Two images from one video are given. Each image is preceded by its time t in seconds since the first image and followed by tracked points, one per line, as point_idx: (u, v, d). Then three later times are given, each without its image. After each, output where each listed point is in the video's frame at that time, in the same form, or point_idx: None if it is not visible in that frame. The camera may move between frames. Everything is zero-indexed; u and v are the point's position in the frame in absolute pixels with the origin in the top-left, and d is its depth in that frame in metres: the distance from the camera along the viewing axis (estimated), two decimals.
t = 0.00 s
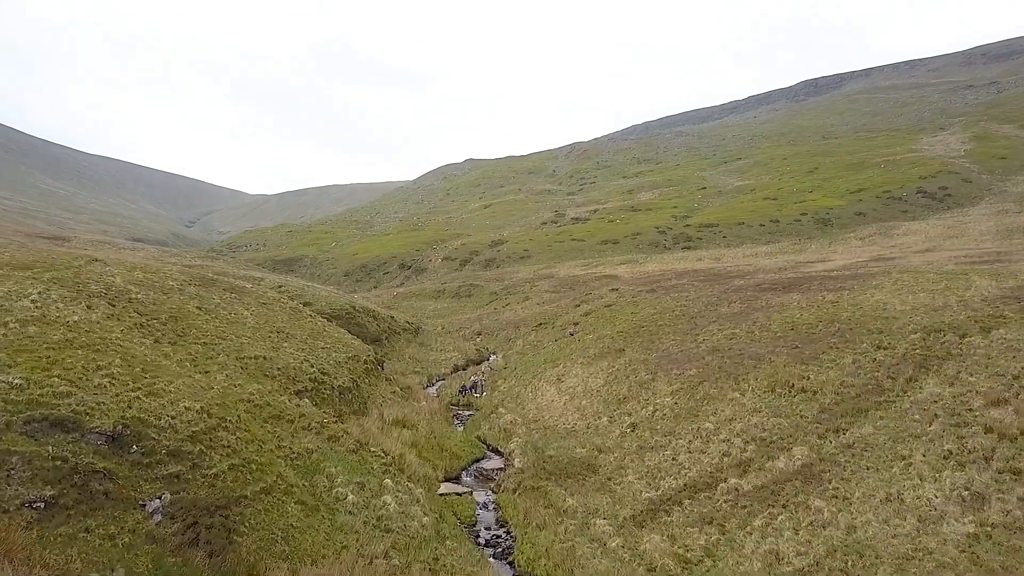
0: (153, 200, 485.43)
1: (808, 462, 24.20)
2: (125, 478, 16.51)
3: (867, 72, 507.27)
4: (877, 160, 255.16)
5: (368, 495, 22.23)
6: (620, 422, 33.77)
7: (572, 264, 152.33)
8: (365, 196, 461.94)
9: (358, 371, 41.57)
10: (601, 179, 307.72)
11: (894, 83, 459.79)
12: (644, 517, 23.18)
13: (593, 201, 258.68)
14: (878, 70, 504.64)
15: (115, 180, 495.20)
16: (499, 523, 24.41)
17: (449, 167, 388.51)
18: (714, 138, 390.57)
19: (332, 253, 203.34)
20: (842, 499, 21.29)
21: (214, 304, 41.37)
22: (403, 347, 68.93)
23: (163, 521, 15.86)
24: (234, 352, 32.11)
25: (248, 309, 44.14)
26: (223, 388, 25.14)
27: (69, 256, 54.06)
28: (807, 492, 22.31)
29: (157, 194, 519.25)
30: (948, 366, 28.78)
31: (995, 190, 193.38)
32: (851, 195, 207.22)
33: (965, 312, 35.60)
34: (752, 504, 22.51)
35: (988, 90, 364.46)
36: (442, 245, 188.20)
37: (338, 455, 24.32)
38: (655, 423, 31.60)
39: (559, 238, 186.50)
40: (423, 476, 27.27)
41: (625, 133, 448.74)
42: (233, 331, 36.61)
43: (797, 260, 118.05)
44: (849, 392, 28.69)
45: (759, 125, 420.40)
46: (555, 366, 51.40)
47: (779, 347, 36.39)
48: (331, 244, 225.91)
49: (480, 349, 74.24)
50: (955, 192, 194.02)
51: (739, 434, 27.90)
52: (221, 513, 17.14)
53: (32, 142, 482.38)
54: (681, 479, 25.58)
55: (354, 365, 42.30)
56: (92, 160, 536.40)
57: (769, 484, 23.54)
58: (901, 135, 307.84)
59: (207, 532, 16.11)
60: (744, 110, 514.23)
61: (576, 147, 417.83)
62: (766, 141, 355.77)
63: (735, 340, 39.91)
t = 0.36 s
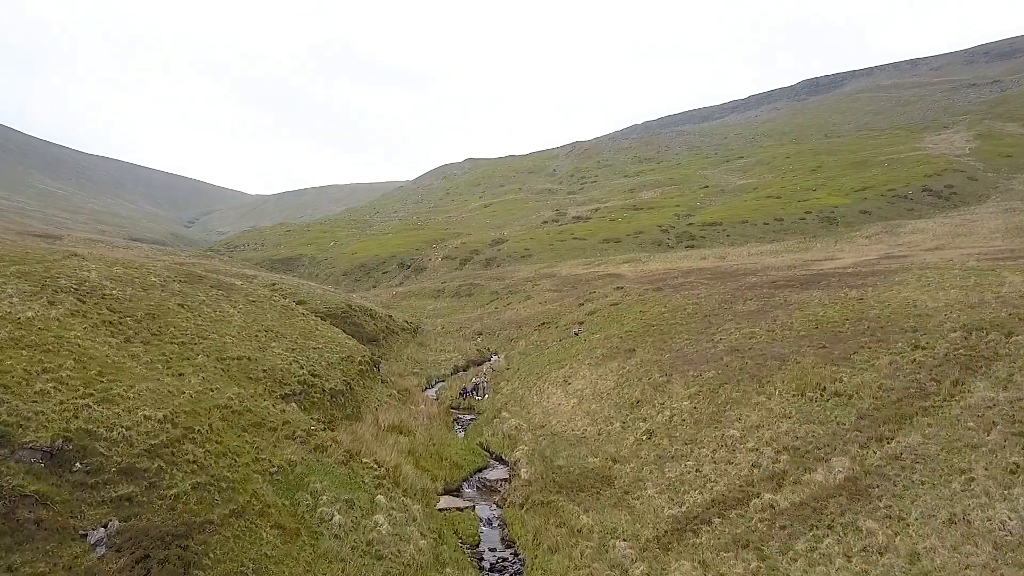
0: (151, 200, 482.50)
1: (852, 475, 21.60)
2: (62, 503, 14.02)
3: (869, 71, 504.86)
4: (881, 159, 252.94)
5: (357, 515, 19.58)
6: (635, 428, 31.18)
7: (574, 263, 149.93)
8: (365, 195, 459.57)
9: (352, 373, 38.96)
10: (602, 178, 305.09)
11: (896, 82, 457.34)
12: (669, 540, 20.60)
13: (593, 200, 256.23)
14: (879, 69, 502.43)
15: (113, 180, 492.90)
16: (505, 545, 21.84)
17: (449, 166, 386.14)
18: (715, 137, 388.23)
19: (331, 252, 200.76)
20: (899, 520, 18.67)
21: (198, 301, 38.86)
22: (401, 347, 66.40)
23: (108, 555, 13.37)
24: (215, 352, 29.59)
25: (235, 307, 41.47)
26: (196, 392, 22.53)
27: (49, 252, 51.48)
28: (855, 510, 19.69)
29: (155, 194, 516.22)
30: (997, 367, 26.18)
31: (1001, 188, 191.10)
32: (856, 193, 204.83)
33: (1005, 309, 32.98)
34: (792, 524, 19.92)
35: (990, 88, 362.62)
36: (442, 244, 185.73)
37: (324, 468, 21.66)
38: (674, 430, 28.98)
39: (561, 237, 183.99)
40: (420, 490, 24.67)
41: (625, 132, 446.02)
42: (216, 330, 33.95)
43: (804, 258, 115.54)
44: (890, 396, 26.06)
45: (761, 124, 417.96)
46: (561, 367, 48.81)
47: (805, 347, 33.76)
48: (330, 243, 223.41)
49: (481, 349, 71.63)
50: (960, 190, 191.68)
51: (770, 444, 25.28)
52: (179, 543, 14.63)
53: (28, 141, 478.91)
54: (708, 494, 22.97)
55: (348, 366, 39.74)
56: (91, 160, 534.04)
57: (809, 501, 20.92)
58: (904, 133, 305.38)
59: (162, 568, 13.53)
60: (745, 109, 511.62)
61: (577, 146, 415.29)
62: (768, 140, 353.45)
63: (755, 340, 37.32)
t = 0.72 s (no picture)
0: (149, 199, 479.63)
1: (906, 492, 19.05)
2: None
3: (870, 70, 502.38)
4: (885, 157, 250.20)
5: (341, 542, 17.06)
6: (651, 436, 28.62)
7: (576, 262, 147.40)
8: (364, 195, 456.93)
9: (346, 375, 36.43)
10: (603, 177, 302.47)
11: (898, 81, 454.70)
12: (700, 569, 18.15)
13: (595, 199, 253.75)
14: (880, 68, 499.94)
15: (112, 180, 490.57)
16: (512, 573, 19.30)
17: (449, 166, 383.53)
18: (717, 136, 385.75)
19: (329, 252, 198.14)
20: (969, 548, 16.11)
21: (180, 297, 36.42)
22: (398, 348, 63.74)
23: None
24: (192, 353, 27.22)
25: (221, 304, 38.99)
26: (161, 397, 20.19)
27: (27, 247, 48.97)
28: (916, 535, 17.12)
29: (154, 194, 513.38)
30: None
31: (1009, 186, 188.33)
32: (861, 192, 202.21)
33: None
34: (840, 551, 17.41)
35: (994, 87, 360.03)
36: (442, 243, 183.04)
37: (306, 484, 19.18)
38: (697, 439, 26.43)
39: (562, 236, 181.45)
40: (418, 506, 22.17)
41: (626, 131, 443.31)
42: (196, 328, 31.51)
43: (812, 257, 112.96)
44: (939, 402, 23.47)
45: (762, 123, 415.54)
46: (568, 368, 46.14)
47: (835, 347, 31.17)
48: (329, 242, 220.75)
49: (482, 350, 69.02)
50: (968, 188, 188.90)
51: (807, 455, 22.72)
52: None
53: (26, 141, 475.83)
54: (739, 512, 20.48)
55: (342, 367, 37.20)
56: (90, 160, 531.88)
57: (860, 522, 18.34)
58: (907, 132, 302.75)
59: None
60: (746, 109, 509.05)
61: (578, 145, 412.70)
62: (770, 138, 350.81)
63: (778, 340, 34.74)
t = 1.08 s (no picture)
0: (148, 199, 477.20)
1: (978, 516, 16.45)
2: None
3: (871, 70, 500.24)
4: (889, 156, 247.70)
5: None
6: (673, 447, 26.05)
7: (578, 261, 144.86)
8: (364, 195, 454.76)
9: (339, 378, 33.91)
10: (604, 176, 300.11)
11: (899, 80, 452.55)
12: None
13: (596, 198, 251.51)
14: (881, 68, 498.03)
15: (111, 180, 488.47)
16: None
17: (449, 165, 381.34)
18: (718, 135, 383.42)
19: (327, 251, 195.76)
20: None
21: (159, 294, 33.82)
22: (396, 348, 61.21)
23: None
24: (165, 354, 24.65)
25: (205, 301, 36.42)
26: (117, 407, 17.66)
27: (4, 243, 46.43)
28: (998, 569, 14.53)
29: (153, 193, 511.02)
30: None
31: (1016, 185, 185.89)
32: (865, 190, 199.78)
33: None
34: None
35: (997, 86, 357.84)
36: (441, 242, 180.57)
37: (283, 508, 16.63)
38: (724, 450, 23.90)
39: (563, 235, 178.90)
40: (414, 528, 19.60)
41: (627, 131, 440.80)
42: (172, 326, 28.91)
43: (820, 255, 110.55)
44: (999, 409, 20.86)
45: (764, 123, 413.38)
46: (574, 370, 43.51)
47: (869, 349, 28.57)
48: (327, 242, 218.15)
49: (483, 351, 66.52)
50: (974, 187, 186.44)
51: (853, 470, 20.16)
52: None
53: (24, 141, 473.65)
54: (781, 537, 17.91)
55: (335, 370, 34.66)
56: (89, 160, 530.11)
57: (926, 552, 15.74)
58: (911, 130, 300.51)
59: None
60: (747, 108, 506.82)
61: (578, 145, 410.35)
62: (772, 137, 348.55)
63: (804, 340, 32.20)
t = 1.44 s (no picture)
0: (147, 199, 474.54)
1: None
2: None
3: (873, 69, 497.37)
4: (894, 154, 245.07)
5: None
6: (697, 460, 23.51)
7: (581, 260, 142.18)
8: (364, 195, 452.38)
9: (330, 382, 31.39)
10: (605, 175, 297.61)
11: (901, 79, 449.75)
12: None
13: (597, 197, 248.92)
14: (884, 67, 497.08)
15: (110, 180, 486.08)
16: None
17: (449, 165, 378.78)
18: (720, 134, 380.68)
19: (326, 251, 193.16)
20: None
21: (135, 291, 31.29)
22: (394, 349, 58.64)
23: None
24: (131, 356, 22.06)
25: (186, 298, 33.81)
26: (57, 421, 15.14)
27: None
28: None
29: (151, 193, 508.67)
30: None
31: None
32: (871, 189, 197.03)
33: None
34: None
35: (1001, 84, 355.27)
36: (441, 242, 177.92)
37: (251, 544, 14.08)
38: (757, 465, 21.30)
39: (565, 234, 176.15)
40: (407, 558, 17.04)
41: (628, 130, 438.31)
42: (144, 324, 26.27)
43: (829, 254, 107.89)
44: None
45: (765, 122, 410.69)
46: (582, 373, 41.00)
47: (911, 350, 25.99)
48: (326, 241, 215.48)
49: (484, 351, 64.03)
50: (981, 185, 183.80)
51: (912, 491, 17.54)
52: None
53: (22, 140, 471.15)
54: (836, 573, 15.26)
55: (326, 372, 32.14)
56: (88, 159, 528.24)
57: None
58: (914, 129, 297.74)
59: None
60: (748, 108, 504.05)
61: (579, 144, 407.65)
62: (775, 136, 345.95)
63: (834, 340, 29.65)
